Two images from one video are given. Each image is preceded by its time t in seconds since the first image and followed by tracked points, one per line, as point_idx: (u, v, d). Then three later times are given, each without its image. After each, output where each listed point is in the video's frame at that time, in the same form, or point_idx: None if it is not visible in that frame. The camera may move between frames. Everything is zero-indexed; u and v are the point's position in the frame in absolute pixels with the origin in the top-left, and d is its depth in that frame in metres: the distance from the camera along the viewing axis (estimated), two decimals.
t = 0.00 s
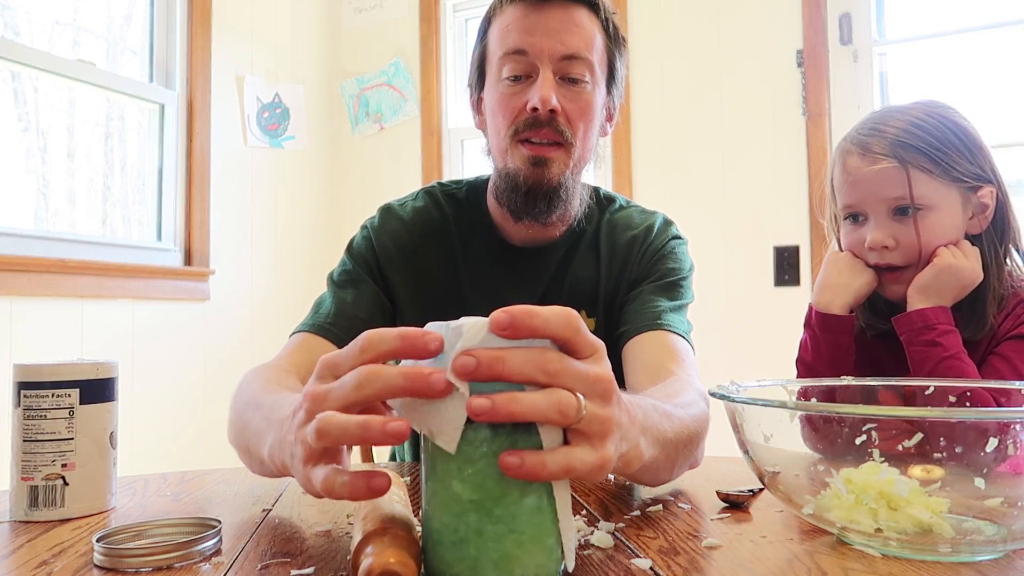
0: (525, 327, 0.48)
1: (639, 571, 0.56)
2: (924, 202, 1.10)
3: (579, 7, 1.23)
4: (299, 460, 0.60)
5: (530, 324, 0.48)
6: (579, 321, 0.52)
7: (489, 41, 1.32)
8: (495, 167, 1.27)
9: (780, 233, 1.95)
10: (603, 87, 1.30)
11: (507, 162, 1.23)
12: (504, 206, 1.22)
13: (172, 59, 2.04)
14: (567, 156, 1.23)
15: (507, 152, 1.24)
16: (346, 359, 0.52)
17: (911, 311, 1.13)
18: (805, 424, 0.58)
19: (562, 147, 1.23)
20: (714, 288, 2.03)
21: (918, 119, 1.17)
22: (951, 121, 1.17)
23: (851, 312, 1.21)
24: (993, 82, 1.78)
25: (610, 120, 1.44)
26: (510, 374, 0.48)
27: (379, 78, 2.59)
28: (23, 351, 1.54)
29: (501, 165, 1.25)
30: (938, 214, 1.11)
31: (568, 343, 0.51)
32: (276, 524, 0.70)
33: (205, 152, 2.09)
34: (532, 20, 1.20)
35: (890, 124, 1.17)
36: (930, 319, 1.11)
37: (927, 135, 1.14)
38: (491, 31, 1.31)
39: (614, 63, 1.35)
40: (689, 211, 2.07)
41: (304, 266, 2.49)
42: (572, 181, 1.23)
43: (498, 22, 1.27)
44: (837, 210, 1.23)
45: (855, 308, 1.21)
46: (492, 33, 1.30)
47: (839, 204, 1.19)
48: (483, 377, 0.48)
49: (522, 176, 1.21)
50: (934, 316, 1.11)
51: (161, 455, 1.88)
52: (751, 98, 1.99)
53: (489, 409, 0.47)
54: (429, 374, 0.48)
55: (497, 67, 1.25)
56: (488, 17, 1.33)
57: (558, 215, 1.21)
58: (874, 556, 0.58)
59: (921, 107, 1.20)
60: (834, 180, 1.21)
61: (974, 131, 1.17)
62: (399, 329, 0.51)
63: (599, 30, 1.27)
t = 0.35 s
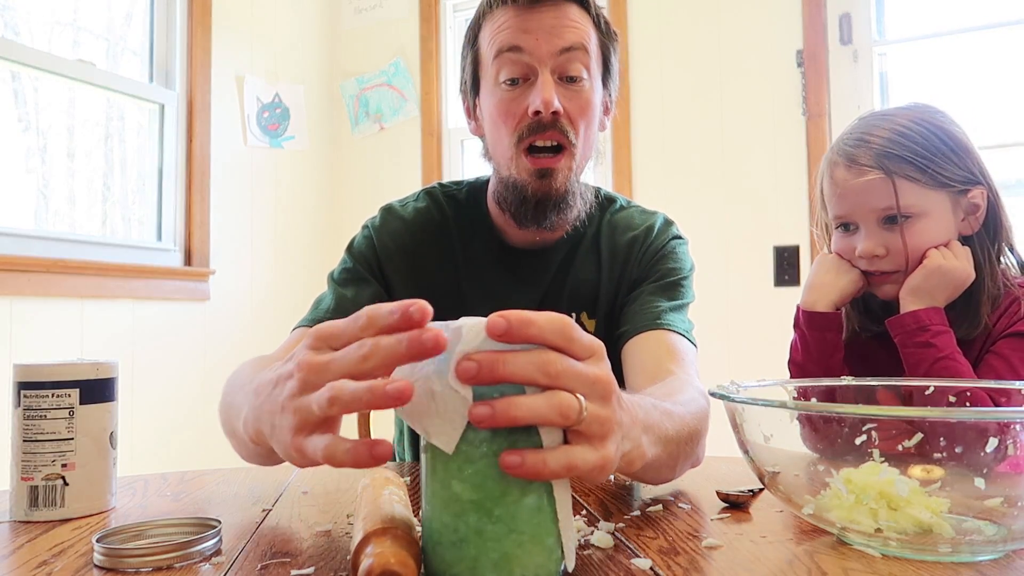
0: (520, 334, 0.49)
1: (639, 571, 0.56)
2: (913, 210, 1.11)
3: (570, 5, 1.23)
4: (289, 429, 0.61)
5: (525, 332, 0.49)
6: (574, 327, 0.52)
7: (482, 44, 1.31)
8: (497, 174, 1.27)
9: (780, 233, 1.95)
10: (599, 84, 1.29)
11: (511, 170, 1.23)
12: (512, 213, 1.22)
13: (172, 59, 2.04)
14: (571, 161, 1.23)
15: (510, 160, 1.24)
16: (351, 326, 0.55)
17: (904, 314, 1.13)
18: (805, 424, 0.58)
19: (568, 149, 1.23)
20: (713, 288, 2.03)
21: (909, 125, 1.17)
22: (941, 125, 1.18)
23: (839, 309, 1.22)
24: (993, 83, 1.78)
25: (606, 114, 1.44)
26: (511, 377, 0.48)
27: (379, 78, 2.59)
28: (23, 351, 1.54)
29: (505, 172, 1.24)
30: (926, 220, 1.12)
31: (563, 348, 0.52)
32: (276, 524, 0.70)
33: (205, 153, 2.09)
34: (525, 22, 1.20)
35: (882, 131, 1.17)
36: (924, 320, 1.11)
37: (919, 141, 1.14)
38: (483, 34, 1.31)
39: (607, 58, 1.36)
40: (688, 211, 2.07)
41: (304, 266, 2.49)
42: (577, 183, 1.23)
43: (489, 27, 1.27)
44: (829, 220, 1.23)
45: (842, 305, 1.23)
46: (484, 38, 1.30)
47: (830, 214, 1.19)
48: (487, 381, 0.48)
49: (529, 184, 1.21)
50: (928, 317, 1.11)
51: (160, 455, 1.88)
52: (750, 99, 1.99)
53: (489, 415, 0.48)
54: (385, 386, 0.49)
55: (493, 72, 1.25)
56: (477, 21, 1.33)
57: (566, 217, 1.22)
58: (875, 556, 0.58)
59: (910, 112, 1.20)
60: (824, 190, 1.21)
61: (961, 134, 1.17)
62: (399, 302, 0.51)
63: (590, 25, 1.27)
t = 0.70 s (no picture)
0: (519, 338, 0.49)
1: (639, 571, 0.56)
2: (903, 209, 1.11)
3: (549, 5, 1.22)
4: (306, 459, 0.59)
5: (524, 335, 0.49)
6: (574, 327, 0.52)
7: (467, 49, 1.31)
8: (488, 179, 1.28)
9: (780, 233, 1.95)
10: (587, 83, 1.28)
11: (498, 175, 1.23)
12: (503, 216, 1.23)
13: (172, 59, 2.04)
14: (558, 158, 1.23)
15: (497, 165, 1.24)
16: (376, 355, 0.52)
17: (898, 316, 1.13)
18: (805, 424, 0.58)
19: (552, 150, 1.22)
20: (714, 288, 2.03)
21: (892, 130, 1.17)
22: (925, 129, 1.18)
23: (834, 309, 1.22)
24: (993, 83, 1.78)
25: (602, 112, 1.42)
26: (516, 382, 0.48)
27: (379, 78, 2.59)
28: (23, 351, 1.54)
29: (494, 177, 1.25)
30: (918, 221, 1.13)
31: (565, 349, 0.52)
32: (276, 524, 0.70)
33: (205, 152, 2.09)
34: (503, 26, 1.20)
35: (869, 134, 1.17)
36: (917, 322, 1.11)
37: (901, 146, 1.14)
38: (468, 39, 1.31)
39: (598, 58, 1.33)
40: (688, 212, 2.07)
41: (304, 266, 2.49)
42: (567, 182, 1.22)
43: (472, 34, 1.27)
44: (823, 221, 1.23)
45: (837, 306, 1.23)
46: (469, 43, 1.30)
47: (823, 215, 1.19)
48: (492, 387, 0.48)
49: (515, 187, 1.20)
50: (921, 320, 1.11)
51: (160, 455, 1.88)
52: (750, 99, 1.99)
53: (501, 412, 0.47)
54: (414, 412, 0.49)
55: (477, 78, 1.25)
56: (463, 26, 1.33)
57: (557, 218, 1.21)
58: (875, 556, 0.58)
59: (896, 117, 1.20)
60: (817, 191, 1.21)
61: (950, 135, 1.17)
62: (418, 324, 0.49)
63: (575, 25, 1.25)
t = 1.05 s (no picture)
0: (520, 335, 0.48)
1: (639, 571, 0.56)
2: (902, 207, 1.12)
3: (504, 6, 1.19)
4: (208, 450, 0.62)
5: (523, 331, 0.48)
6: (573, 324, 0.52)
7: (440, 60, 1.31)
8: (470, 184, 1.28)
9: (780, 234, 1.95)
10: (556, 81, 1.24)
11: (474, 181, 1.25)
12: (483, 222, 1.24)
13: (172, 59, 2.04)
14: (521, 163, 1.21)
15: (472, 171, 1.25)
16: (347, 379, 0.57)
17: (896, 317, 1.13)
18: (805, 424, 0.58)
19: (515, 154, 1.21)
20: (714, 288, 2.03)
21: (872, 134, 1.16)
22: (910, 131, 1.16)
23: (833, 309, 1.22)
24: (993, 84, 1.78)
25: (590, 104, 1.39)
26: (510, 383, 0.48)
27: (379, 77, 2.59)
28: (23, 351, 1.54)
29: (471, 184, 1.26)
30: (915, 219, 1.13)
31: (565, 346, 0.52)
32: (276, 525, 0.70)
33: (205, 153, 2.09)
34: (458, 35, 1.19)
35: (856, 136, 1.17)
36: (914, 323, 1.11)
37: (878, 149, 1.13)
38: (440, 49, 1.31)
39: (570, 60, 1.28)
40: (688, 211, 2.07)
41: (304, 266, 2.49)
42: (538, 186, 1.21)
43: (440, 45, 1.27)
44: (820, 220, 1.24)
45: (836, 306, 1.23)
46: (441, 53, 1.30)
47: (821, 214, 1.20)
48: (483, 389, 0.48)
49: (486, 195, 1.20)
50: (918, 320, 1.11)
51: (160, 455, 1.88)
52: (750, 99, 1.99)
53: (483, 423, 0.48)
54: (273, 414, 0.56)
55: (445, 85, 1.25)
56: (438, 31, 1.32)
57: (537, 221, 1.20)
58: (875, 556, 0.58)
59: (883, 121, 1.19)
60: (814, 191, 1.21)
61: (947, 134, 1.17)
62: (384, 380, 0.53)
63: (534, 21, 1.21)
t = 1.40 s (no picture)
0: (521, 335, 0.48)
1: (639, 571, 0.56)
2: (903, 196, 1.12)
3: (519, 6, 1.21)
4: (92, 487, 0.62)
5: (524, 331, 0.48)
6: (572, 324, 0.52)
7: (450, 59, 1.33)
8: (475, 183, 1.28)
9: (780, 233, 1.95)
10: (570, 86, 1.26)
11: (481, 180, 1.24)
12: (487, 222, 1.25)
13: (172, 59, 2.04)
14: (529, 162, 1.22)
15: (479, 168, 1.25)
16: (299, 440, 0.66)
17: (898, 316, 1.13)
18: (805, 424, 0.58)
19: (522, 154, 1.22)
20: (714, 288, 2.03)
21: (875, 130, 1.17)
22: (913, 128, 1.17)
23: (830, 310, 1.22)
24: (993, 84, 1.78)
25: (599, 99, 1.39)
26: (509, 385, 0.48)
27: (379, 77, 2.59)
28: (23, 351, 1.54)
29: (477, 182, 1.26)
30: (917, 210, 1.13)
31: (566, 345, 0.52)
32: (276, 525, 0.70)
33: (205, 152, 2.09)
34: (470, 34, 1.21)
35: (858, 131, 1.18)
36: (918, 322, 1.11)
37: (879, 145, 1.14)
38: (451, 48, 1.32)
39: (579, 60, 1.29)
40: (688, 211, 2.07)
41: (304, 266, 2.49)
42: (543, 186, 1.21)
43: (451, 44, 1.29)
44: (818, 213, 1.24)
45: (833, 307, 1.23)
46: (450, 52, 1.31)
47: (821, 205, 1.20)
48: (483, 390, 0.48)
49: (491, 193, 1.21)
50: (921, 319, 1.11)
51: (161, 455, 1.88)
52: (750, 99, 1.99)
53: (484, 423, 0.48)
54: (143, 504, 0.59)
55: (456, 82, 1.26)
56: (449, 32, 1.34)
57: (542, 220, 1.20)
58: (875, 556, 0.58)
59: (887, 115, 1.19)
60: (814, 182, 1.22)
61: (946, 134, 1.18)
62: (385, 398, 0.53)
63: (546, 22, 1.23)
